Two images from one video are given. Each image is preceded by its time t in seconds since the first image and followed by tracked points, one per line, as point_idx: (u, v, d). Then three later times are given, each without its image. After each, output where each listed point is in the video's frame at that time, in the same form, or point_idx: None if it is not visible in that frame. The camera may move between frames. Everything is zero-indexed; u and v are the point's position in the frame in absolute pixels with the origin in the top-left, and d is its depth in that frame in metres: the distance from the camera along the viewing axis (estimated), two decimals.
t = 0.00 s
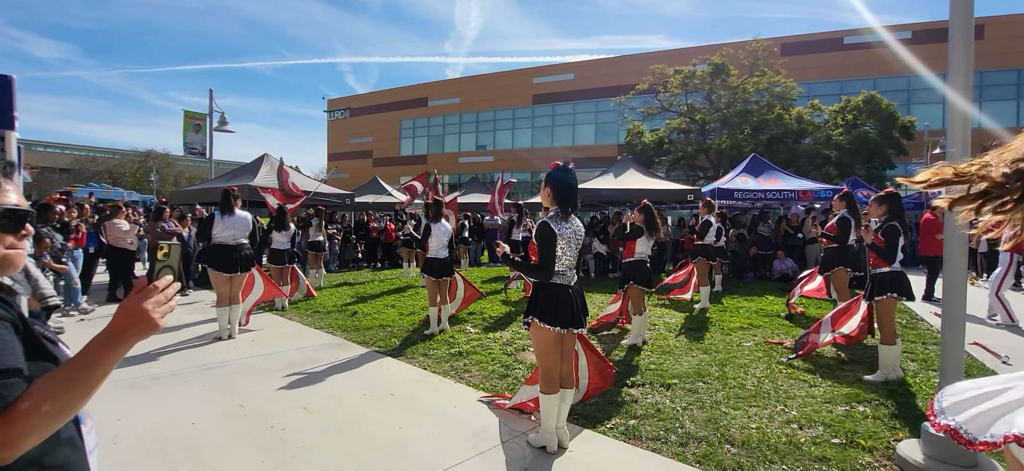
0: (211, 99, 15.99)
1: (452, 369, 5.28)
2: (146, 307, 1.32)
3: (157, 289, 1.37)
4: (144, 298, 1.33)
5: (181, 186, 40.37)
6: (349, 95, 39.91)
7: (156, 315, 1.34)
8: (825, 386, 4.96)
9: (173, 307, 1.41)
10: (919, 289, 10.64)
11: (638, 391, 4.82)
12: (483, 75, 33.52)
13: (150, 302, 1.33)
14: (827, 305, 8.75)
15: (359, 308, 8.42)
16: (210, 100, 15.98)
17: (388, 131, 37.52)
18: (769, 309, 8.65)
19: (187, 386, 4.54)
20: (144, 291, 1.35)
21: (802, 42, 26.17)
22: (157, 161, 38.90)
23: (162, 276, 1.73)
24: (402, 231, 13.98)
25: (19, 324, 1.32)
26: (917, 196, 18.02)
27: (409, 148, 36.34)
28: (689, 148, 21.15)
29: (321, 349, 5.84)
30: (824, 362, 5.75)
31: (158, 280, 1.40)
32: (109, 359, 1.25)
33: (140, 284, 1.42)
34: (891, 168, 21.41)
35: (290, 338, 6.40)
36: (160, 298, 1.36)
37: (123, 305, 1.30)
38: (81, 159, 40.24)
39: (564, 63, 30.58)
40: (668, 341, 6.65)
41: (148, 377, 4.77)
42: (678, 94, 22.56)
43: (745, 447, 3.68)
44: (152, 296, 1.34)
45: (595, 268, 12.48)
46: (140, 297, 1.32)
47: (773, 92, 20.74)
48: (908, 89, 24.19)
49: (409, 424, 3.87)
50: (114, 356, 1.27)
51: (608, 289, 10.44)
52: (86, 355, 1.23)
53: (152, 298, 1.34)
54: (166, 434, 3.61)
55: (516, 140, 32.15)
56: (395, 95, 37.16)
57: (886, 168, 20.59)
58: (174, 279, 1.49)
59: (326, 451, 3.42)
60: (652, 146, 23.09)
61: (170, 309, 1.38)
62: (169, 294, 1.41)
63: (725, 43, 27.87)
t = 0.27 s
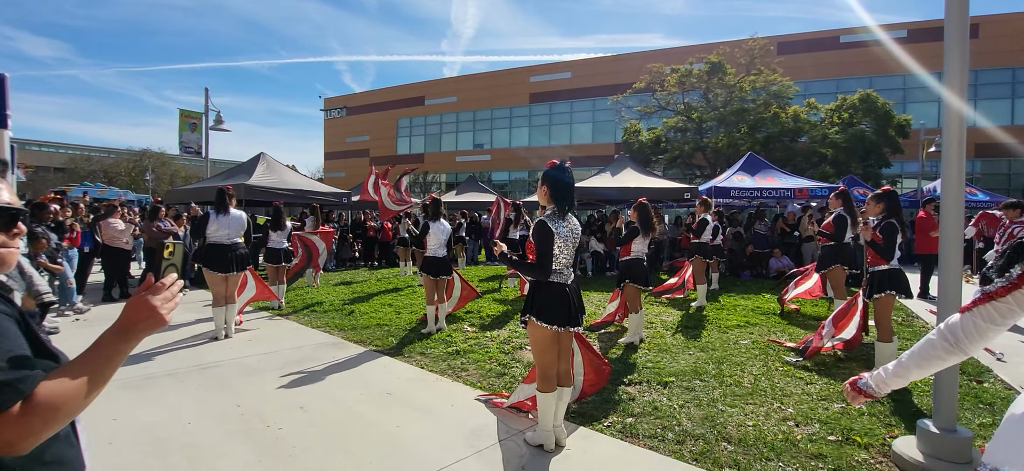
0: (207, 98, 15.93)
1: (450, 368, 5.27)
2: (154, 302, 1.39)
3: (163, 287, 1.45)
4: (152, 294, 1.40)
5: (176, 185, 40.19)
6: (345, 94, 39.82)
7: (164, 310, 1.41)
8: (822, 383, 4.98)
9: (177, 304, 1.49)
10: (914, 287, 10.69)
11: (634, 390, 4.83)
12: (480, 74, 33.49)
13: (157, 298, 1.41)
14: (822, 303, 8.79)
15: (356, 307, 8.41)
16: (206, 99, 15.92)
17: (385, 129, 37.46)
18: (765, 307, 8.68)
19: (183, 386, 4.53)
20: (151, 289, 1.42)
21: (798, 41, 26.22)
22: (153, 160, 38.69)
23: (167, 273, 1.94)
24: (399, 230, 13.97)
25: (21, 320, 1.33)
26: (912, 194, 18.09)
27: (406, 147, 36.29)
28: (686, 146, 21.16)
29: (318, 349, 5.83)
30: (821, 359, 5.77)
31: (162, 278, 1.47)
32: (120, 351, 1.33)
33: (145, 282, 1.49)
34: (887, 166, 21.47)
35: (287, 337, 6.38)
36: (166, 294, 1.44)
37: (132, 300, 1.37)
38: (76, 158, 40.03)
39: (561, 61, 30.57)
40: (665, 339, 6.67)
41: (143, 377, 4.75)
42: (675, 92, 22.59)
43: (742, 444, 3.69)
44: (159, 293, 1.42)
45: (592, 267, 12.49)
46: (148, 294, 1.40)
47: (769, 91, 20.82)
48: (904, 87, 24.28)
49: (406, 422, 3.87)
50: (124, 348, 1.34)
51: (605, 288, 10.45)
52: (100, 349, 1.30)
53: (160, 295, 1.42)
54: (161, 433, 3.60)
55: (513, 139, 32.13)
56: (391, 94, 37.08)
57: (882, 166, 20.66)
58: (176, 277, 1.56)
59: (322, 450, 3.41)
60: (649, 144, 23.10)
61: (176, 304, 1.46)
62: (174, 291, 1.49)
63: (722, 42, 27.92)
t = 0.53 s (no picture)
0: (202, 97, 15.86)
1: (446, 368, 5.27)
2: (159, 298, 1.46)
3: (166, 282, 1.52)
4: (156, 290, 1.48)
5: (172, 185, 39.99)
6: (341, 93, 39.73)
7: (167, 304, 1.49)
8: (817, 381, 5.00)
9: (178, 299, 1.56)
10: (909, 285, 10.73)
11: (631, 388, 4.84)
12: (476, 73, 33.46)
13: (162, 294, 1.48)
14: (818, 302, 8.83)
15: (352, 307, 8.39)
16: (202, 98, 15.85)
17: (382, 129, 37.39)
18: (761, 306, 8.71)
19: (178, 387, 4.51)
20: (155, 285, 1.50)
21: (794, 40, 26.29)
22: (148, 160, 38.49)
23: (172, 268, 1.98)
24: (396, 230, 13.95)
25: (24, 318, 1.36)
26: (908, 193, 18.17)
27: (403, 146, 36.24)
28: (682, 145, 21.18)
29: (314, 349, 5.81)
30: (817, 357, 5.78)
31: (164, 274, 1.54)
32: (128, 344, 1.39)
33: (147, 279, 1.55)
34: (883, 165, 21.55)
35: (283, 337, 6.36)
36: (169, 291, 1.51)
37: (137, 297, 1.44)
38: (70, 158, 39.82)
39: (558, 60, 30.58)
40: (661, 338, 6.68)
41: (138, 378, 4.73)
42: (672, 91, 22.62)
43: (738, 443, 3.71)
44: (163, 289, 1.50)
45: (589, 266, 12.49)
46: (152, 290, 1.47)
47: (765, 90, 20.91)
48: (899, 86, 24.39)
49: (403, 422, 3.87)
50: (131, 342, 1.40)
51: (601, 287, 10.46)
52: (110, 342, 1.36)
53: (163, 291, 1.49)
54: (157, 434, 3.58)
55: (510, 138, 32.12)
56: (387, 93, 37.00)
57: (877, 165, 20.74)
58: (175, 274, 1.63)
59: (318, 450, 3.41)
60: (646, 144, 23.12)
61: (178, 298, 1.54)
62: (175, 286, 1.56)
63: (718, 41, 27.97)
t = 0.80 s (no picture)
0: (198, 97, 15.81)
1: (443, 368, 5.26)
2: (156, 297, 1.47)
3: (163, 283, 1.53)
4: (154, 290, 1.48)
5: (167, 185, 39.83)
6: (337, 93, 39.65)
7: (165, 304, 1.49)
8: (813, 380, 5.02)
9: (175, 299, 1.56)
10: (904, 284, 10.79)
11: (628, 388, 4.84)
12: (473, 73, 33.43)
13: (159, 294, 1.49)
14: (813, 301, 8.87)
15: (348, 307, 8.38)
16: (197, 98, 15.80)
17: (378, 129, 37.33)
18: (757, 305, 8.74)
19: (174, 388, 4.49)
20: (152, 286, 1.50)
21: (789, 40, 26.37)
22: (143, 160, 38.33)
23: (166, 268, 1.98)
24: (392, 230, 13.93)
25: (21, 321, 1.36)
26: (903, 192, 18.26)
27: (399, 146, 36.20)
28: (678, 145, 21.22)
29: (310, 349, 5.80)
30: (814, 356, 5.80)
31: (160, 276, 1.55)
32: (128, 343, 1.40)
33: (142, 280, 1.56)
34: (878, 165, 21.64)
35: (279, 338, 6.35)
36: (166, 291, 1.52)
37: (135, 296, 1.44)
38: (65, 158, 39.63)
39: (554, 60, 30.60)
40: (658, 338, 6.69)
41: (133, 379, 4.71)
42: (668, 91, 22.66)
43: (734, 442, 3.72)
44: (160, 289, 1.50)
45: (586, 266, 12.50)
46: (150, 290, 1.48)
47: (761, 90, 20.96)
48: (894, 86, 24.51)
49: (399, 423, 3.86)
50: (130, 342, 1.40)
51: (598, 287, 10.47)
52: (109, 342, 1.37)
53: (161, 292, 1.50)
54: (152, 436, 3.57)
55: (507, 138, 32.12)
56: (384, 93, 36.95)
57: (872, 164, 20.83)
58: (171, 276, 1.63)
59: (314, 451, 3.40)
60: (643, 143, 23.16)
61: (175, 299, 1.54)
62: (172, 287, 1.57)
63: (714, 41, 28.04)
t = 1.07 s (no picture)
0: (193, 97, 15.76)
1: (440, 368, 5.26)
2: (152, 300, 1.45)
3: (159, 284, 1.51)
4: (149, 293, 1.46)
5: (162, 185, 39.62)
6: (334, 93, 39.55)
7: (159, 306, 1.47)
8: (809, 379, 5.04)
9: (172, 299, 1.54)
10: (899, 283, 10.84)
11: (625, 388, 4.85)
12: (470, 73, 33.41)
13: (154, 297, 1.47)
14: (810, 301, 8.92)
15: (345, 308, 8.36)
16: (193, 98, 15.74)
17: (375, 129, 37.26)
18: (753, 305, 8.76)
19: (169, 389, 4.47)
20: (147, 288, 1.48)
21: (785, 40, 26.44)
22: (138, 160, 38.14)
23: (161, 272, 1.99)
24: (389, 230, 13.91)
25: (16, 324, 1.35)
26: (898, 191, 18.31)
27: (396, 146, 36.14)
28: (675, 145, 21.25)
29: (306, 350, 5.79)
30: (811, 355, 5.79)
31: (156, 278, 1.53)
32: (123, 345, 1.39)
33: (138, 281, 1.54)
34: (873, 164, 21.72)
35: (276, 339, 6.33)
36: (162, 293, 1.50)
37: (130, 299, 1.43)
38: (59, 159, 39.39)
39: (551, 60, 30.61)
40: (655, 338, 6.70)
41: (129, 381, 4.69)
42: (665, 91, 22.68)
43: (730, 441, 3.73)
44: (156, 291, 1.48)
45: (583, 266, 12.51)
46: (145, 293, 1.46)
47: (757, 90, 21.01)
48: (889, 86, 24.61)
49: (396, 424, 3.85)
50: (125, 345, 1.40)
51: (595, 287, 10.48)
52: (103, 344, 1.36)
53: (155, 294, 1.47)
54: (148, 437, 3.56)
55: (504, 138, 32.10)
56: (380, 93, 36.90)
57: (868, 164, 20.88)
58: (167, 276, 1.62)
59: (309, 453, 3.39)
60: (639, 143, 23.19)
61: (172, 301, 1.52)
62: (168, 288, 1.54)
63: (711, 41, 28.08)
